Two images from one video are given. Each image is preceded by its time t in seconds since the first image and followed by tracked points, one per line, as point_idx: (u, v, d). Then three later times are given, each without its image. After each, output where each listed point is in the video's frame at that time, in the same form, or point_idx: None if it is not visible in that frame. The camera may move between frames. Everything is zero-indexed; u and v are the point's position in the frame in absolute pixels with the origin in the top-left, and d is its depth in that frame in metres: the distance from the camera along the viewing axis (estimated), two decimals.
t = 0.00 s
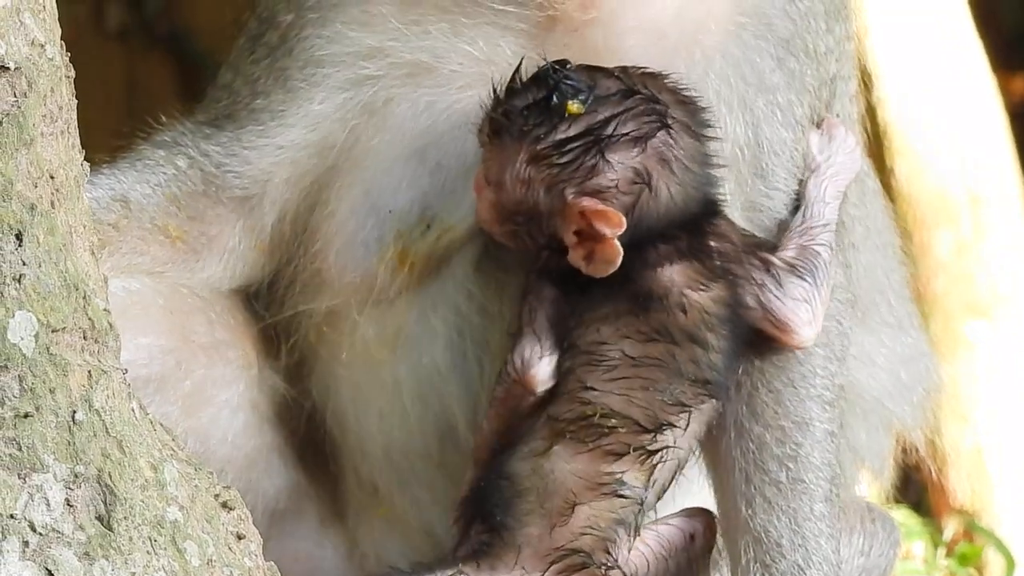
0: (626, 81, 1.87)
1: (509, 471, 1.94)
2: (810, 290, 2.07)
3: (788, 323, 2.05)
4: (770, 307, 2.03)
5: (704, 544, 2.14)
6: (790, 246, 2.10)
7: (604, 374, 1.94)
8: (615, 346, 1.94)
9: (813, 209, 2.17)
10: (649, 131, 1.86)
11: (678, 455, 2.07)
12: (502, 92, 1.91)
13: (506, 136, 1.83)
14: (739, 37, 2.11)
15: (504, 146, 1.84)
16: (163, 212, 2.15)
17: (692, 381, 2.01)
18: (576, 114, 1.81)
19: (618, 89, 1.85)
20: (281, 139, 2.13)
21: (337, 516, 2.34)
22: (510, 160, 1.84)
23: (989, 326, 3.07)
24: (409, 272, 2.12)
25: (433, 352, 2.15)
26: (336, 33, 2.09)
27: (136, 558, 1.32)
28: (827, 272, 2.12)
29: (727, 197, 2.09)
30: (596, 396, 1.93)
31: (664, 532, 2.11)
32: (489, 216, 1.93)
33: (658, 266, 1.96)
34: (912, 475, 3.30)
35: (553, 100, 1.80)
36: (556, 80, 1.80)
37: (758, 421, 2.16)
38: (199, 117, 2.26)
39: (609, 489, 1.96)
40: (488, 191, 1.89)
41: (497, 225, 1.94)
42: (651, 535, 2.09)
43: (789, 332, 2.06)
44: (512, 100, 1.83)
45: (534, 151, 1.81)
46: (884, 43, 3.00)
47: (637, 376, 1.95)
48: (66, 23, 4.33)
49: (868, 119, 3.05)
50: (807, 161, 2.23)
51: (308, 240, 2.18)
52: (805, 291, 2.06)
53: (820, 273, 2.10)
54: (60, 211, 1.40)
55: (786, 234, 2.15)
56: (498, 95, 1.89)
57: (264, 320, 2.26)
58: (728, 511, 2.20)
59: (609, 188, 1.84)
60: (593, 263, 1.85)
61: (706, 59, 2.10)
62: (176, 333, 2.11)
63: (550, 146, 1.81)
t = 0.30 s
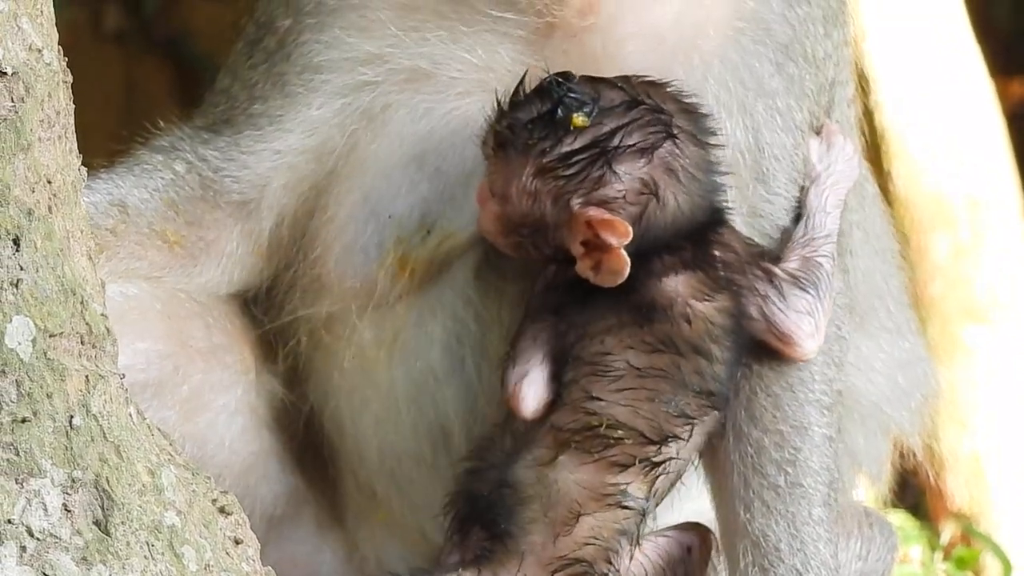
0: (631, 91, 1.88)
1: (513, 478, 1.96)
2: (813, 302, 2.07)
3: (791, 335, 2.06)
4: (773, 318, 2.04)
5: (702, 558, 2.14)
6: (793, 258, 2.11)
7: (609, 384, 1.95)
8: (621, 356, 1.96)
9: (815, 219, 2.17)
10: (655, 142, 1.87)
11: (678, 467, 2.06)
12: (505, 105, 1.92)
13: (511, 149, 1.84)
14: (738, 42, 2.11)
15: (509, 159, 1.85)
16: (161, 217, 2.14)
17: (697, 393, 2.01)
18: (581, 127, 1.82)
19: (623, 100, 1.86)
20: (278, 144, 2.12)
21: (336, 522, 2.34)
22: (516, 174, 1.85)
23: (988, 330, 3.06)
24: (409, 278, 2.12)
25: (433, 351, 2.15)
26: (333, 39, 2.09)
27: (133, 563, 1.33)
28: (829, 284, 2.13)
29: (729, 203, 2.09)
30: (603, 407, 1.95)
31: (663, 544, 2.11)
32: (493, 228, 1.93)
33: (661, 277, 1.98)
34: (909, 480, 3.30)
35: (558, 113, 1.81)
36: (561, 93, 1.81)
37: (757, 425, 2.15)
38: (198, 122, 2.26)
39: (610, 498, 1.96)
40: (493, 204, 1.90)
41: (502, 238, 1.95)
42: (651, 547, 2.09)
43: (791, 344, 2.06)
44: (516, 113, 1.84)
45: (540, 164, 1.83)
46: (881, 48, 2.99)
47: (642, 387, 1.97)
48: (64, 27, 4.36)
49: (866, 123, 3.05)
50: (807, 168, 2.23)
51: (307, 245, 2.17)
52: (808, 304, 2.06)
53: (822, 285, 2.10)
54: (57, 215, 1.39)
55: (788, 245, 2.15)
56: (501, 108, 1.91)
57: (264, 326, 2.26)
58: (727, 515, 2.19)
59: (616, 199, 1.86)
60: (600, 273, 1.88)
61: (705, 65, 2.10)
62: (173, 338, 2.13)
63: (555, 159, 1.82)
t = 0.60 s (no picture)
0: (632, 96, 1.89)
1: (514, 484, 1.98)
2: (816, 308, 2.09)
3: (794, 340, 2.07)
4: (776, 324, 2.05)
5: (702, 567, 2.17)
6: (796, 262, 2.11)
7: (610, 391, 1.95)
8: (621, 362, 1.96)
9: (816, 224, 2.16)
10: (659, 145, 1.88)
11: (681, 473, 2.04)
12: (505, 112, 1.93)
13: (514, 157, 1.85)
14: (738, 45, 2.11)
15: (513, 167, 1.85)
16: (159, 219, 2.14)
17: (700, 399, 2.01)
18: (585, 134, 1.83)
19: (624, 106, 1.86)
20: (278, 145, 2.12)
21: (331, 525, 2.33)
22: (521, 181, 1.86)
23: (984, 334, 3.07)
24: (406, 281, 2.11)
25: (428, 352, 2.13)
26: (333, 41, 2.08)
27: (129, 566, 1.32)
28: (831, 289, 2.14)
29: (731, 208, 2.08)
30: (604, 414, 1.95)
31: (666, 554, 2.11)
32: (497, 235, 1.94)
33: (666, 281, 1.98)
34: (905, 483, 3.30)
35: (560, 120, 1.81)
36: (562, 100, 1.82)
37: (756, 429, 2.15)
38: (196, 124, 2.25)
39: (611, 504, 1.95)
40: (495, 212, 1.91)
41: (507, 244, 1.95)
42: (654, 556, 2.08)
43: (795, 350, 2.08)
44: (517, 121, 1.84)
45: (544, 172, 1.84)
46: (879, 50, 3.00)
47: (644, 394, 1.96)
48: (61, 30, 4.33)
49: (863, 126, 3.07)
50: (807, 172, 2.22)
51: (304, 247, 2.16)
52: (811, 310, 2.07)
53: (825, 290, 2.12)
54: (55, 219, 1.39)
55: (790, 251, 2.13)
56: (502, 115, 1.91)
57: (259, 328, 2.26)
58: (724, 519, 2.19)
59: (621, 204, 1.87)
60: (607, 277, 1.87)
61: (705, 69, 2.09)
62: (171, 341, 2.12)
63: (560, 166, 1.83)
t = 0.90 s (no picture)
0: (649, 108, 1.90)
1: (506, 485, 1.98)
2: (810, 313, 2.12)
3: (789, 345, 2.10)
4: (771, 331, 2.08)
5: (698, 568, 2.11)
6: (790, 268, 2.15)
7: (596, 391, 1.99)
8: (607, 362, 1.99)
9: (809, 229, 2.20)
10: (672, 161, 1.90)
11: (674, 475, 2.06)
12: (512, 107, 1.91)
13: (524, 154, 1.83)
14: (732, 49, 2.10)
15: (522, 165, 1.84)
16: (152, 223, 2.14)
17: (691, 399, 2.02)
18: (602, 143, 1.83)
19: (639, 119, 1.87)
20: (271, 148, 2.11)
21: (324, 527, 2.33)
22: (528, 182, 1.84)
23: (980, 337, 3.07)
24: (398, 278, 2.12)
25: (422, 353, 2.14)
26: (326, 43, 2.08)
27: (122, 570, 1.32)
28: (827, 296, 2.18)
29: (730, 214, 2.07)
30: (590, 414, 1.98)
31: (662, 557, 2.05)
32: (488, 231, 1.93)
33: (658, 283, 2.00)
34: (898, 487, 3.30)
35: (579, 127, 1.82)
36: (584, 107, 1.82)
37: (748, 432, 2.15)
38: (189, 127, 2.25)
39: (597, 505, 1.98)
40: (493, 207, 1.89)
41: (490, 242, 1.94)
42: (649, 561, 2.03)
43: (791, 355, 2.10)
44: (530, 118, 1.83)
45: (557, 175, 1.83)
46: (872, 53, 2.99)
47: (629, 393, 1.99)
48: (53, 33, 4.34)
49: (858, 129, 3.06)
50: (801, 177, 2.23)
51: (297, 248, 2.16)
52: (805, 315, 2.10)
53: (819, 295, 2.16)
54: (47, 222, 1.39)
55: (784, 257, 2.17)
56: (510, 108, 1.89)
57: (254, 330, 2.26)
58: (717, 522, 2.19)
59: (632, 214, 1.88)
60: (603, 284, 1.87)
61: (700, 73, 2.09)
62: (165, 345, 2.12)
63: (574, 171, 1.83)
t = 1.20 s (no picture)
0: (661, 119, 1.90)
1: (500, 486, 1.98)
2: (805, 314, 2.12)
3: (785, 347, 2.10)
4: (767, 334, 2.08)
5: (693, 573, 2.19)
6: (784, 272, 2.16)
7: (588, 393, 1.96)
8: (598, 365, 1.97)
9: (804, 231, 2.20)
10: (683, 173, 1.91)
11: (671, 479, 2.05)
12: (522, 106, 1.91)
13: (535, 158, 1.84)
14: (729, 51, 2.10)
15: (533, 168, 1.84)
16: (148, 224, 2.14)
17: (685, 401, 2.00)
18: (615, 152, 1.84)
19: (653, 129, 1.88)
20: (268, 149, 2.12)
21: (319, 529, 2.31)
22: (537, 186, 1.85)
23: (975, 339, 3.07)
24: (394, 272, 2.10)
25: (421, 356, 2.12)
26: (322, 44, 2.09)
27: (116, 570, 1.32)
28: (822, 298, 2.19)
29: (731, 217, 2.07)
30: (582, 415, 1.96)
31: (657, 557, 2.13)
32: (490, 234, 1.93)
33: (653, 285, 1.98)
34: (894, 490, 3.29)
35: (594, 135, 1.82)
36: (600, 117, 1.83)
37: (744, 433, 2.15)
38: (185, 128, 2.26)
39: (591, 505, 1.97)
40: (499, 209, 1.89)
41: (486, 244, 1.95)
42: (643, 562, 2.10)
43: (788, 357, 2.10)
44: (543, 121, 1.83)
45: (567, 182, 1.84)
46: (867, 55, 3.00)
47: (621, 395, 1.97)
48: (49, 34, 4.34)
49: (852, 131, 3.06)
50: (796, 181, 2.23)
51: (294, 249, 2.16)
52: (801, 316, 2.10)
53: (814, 296, 2.16)
54: (41, 223, 1.39)
55: (779, 260, 2.17)
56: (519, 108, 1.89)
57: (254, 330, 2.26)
58: (711, 525, 2.18)
59: (639, 224, 1.88)
60: (604, 291, 1.86)
61: (697, 76, 2.09)
62: (158, 346, 2.10)
63: (585, 178, 1.84)
